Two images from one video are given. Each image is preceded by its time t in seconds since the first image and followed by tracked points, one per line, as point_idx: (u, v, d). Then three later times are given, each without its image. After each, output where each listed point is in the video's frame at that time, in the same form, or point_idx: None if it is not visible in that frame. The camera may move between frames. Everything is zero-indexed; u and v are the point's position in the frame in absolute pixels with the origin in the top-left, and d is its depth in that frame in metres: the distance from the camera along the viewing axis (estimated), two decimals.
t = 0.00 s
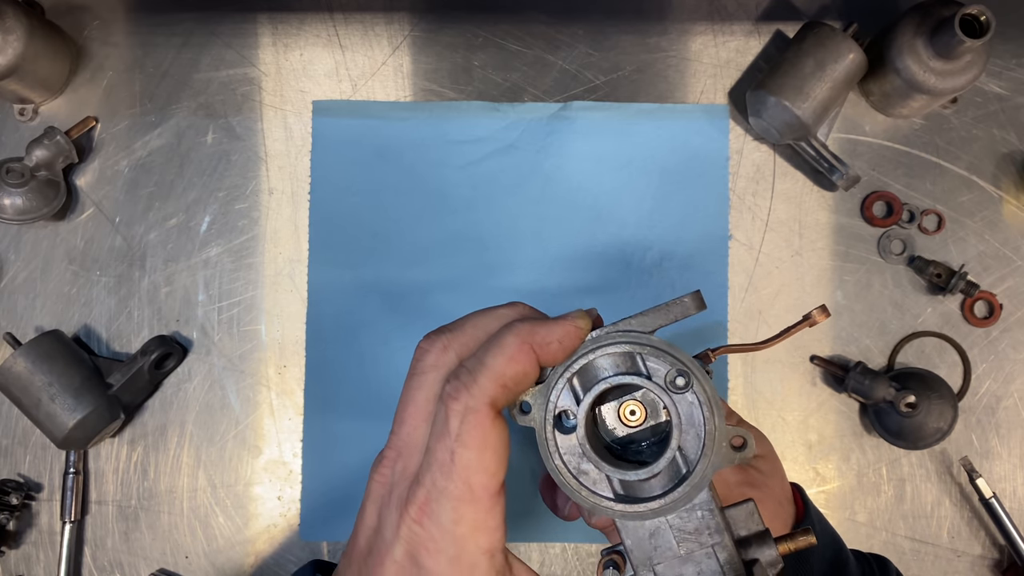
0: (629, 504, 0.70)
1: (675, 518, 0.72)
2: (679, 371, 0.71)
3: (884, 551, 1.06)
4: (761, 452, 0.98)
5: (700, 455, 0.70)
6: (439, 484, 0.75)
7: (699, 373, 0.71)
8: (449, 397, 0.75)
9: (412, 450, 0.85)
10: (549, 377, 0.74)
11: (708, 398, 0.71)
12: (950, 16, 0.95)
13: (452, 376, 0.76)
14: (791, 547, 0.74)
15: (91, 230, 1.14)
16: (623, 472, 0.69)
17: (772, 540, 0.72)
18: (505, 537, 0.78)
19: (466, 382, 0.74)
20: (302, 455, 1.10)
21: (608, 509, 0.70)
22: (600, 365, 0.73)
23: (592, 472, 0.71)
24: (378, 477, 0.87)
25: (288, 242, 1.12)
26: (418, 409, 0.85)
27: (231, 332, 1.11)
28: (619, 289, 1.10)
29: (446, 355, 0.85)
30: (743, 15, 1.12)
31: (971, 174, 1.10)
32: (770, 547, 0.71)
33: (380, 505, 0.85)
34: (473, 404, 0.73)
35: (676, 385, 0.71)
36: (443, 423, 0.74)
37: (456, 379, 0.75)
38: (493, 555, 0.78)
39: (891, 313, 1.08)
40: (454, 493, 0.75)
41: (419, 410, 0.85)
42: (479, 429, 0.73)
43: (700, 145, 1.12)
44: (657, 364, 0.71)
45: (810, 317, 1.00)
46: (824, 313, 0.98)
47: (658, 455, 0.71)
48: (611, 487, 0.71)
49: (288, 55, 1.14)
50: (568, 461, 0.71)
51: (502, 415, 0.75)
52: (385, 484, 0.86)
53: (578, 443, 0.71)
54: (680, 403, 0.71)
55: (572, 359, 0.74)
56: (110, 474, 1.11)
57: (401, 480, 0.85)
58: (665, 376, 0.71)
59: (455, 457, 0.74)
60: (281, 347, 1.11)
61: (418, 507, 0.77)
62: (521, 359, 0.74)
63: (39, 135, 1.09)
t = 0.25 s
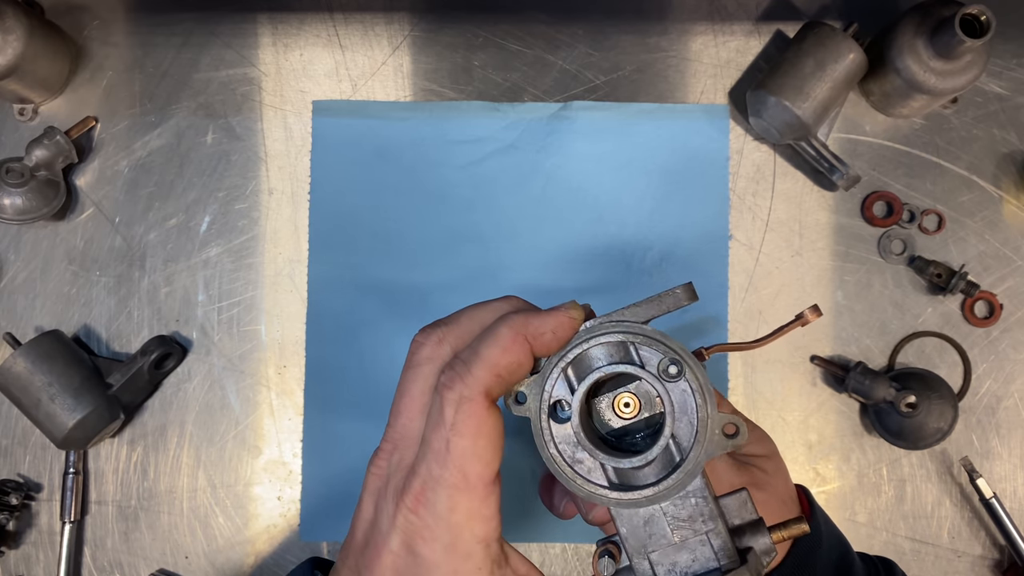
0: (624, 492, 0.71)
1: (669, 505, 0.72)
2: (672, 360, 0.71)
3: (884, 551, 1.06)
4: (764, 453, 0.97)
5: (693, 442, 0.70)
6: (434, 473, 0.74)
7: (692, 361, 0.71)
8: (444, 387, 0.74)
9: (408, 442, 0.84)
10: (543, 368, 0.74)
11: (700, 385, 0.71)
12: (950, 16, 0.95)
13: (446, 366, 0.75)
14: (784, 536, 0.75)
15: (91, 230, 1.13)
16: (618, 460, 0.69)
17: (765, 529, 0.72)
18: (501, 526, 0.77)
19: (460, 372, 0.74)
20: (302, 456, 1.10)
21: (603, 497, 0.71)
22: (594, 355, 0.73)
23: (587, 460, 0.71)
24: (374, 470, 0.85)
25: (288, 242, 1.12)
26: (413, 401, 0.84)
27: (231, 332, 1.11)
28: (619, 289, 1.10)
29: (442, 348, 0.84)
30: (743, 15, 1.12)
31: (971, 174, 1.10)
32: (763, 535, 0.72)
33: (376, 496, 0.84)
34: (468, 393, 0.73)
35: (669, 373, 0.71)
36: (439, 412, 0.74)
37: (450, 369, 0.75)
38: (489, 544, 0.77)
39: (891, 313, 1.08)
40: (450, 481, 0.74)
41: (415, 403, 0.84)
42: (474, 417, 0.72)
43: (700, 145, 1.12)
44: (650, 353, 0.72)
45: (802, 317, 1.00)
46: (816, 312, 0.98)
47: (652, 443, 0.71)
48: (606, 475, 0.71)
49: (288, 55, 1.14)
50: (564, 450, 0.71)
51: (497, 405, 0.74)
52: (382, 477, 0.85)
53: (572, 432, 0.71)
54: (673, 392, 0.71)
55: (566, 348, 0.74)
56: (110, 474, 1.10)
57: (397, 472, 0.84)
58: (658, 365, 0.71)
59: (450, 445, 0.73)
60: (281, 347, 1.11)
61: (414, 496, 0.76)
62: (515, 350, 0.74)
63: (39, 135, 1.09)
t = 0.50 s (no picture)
0: (619, 485, 0.70)
1: (664, 498, 0.71)
2: (666, 353, 0.71)
3: (884, 551, 1.06)
4: (762, 455, 0.97)
5: (688, 434, 0.70)
6: (430, 467, 0.74)
7: (687, 354, 0.71)
8: (439, 382, 0.73)
9: (404, 437, 0.84)
10: (538, 362, 0.74)
11: (695, 378, 0.71)
12: (950, 17, 0.95)
13: (441, 362, 0.75)
14: (778, 527, 0.75)
15: (91, 230, 1.13)
16: (613, 453, 0.69)
17: (761, 521, 0.71)
18: (496, 520, 0.77)
19: (455, 367, 0.73)
20: (302, 456, 1.10)
21: (598, 491, 0.70)
22: (588, 349, 0.73)
23: (582, 454, 0.71)
24: (371, 466, 0.85)
25: (288, 242, 1.12)
26: (409, 397, 0.84)
27: (231, 332, 1.11)
28: (619, 289, 1.10)
29: (437, 344, 0.84)
30: (743, 15, 1.12)
31: (971, 174, 1.10)
32: (758, 528, 0.71)
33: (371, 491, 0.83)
34: (463, 387, 0.73)
35: (663, 366, 0.71)
36: (433, 407, 0.73)
37: (445, 364, 0.74)
38: (484, 538, 0.77)
39: (891, 313, 1.08)
40: (445, 475, 0.73)
41: (410, 398, 0.84)
42: (469, 412, 0.72)
43: (700, 145, 1.12)
44: (644, 347, 0.71)
45: (794, 315, 1.01)
46: (809, 308, 0.99)
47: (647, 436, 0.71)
48: (601, 469, 0.71)
49: (288, 55, 1.14)
50: (559, 444, 0.71)
51: (492, 400, 0.74)
52: (378, 472, 0.84)
53: (568, 426, 0.71)
54: (668, 384, 0.71)
55: (561, 343, 0.74)
56: (110, 474, 1.10)
57: (393, 467, 0.83)
58: (652, 358, 0.71)
59: (445, 440, 0.73)
60: (281, 347, 1.11)
61: (409, 491, 0.75)
62: (510, 345, 0.74)
63: (39, 135, 1.09)
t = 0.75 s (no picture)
0: (617, 480, 0.70)
1: (662, 493, 0.71)
2: (663, 349, 0.71)
3: (884, 551, 1.06)
4: (757, 455, 0.96)
5: (685, 430, 0.70)
6: (428, 463, 0.74)
7: (684, 349, 0.71)
8: (437, 377, 0.74)
9: (403, 434, 0.84)
10: (536, 359, 0.74)
11: (692, 374, 0.71)
12: (950, 17, 0.95)
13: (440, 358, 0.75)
14: (775, 524, 0.73)
15: (91, 230, 1.13)
16: (611, 449, 0.69)
17: (758, 517, 0.71)
18: (494, 516, 0.77)
19: (454, 362, 0.74)
20: (302, 456, 1.10)
21: (596, 487, 0.70)
22: (586, 346, 0.73)
23: (580, 450, 0.71)
24: (369, 463, 0.85)
25: (288, 242, 1.12)
26: (407, 393, 0.84)
27: (231, 332, 1.11)
28: (620, 290, 1.10)
29: (435, 341, 0.85)
30: (744, 15, 1.12)
31: (971, 174, 1.10)
32: (756, 524, 0.70)
33: (369, 487, 0.83)
34: (462, 383, 0.73)
35: (660, 362, 0.71)
36: (431, 403, 0.73)
37: (444, 360, 0.75)
38: (482, 534, 0.77)
39: (891, 313, 1.08)
40: (443, 471, 0.73)
41: (409, 394, 0.85)
42: (467, 407, 0.72)
43: (700, 144, 1.12)
44: (641, 343, 0.71)
45: (788, 317, 0.91)
46: (804, 312, 0.90)
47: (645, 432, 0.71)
48: (599, 465, 0.71)
49: (288, 55, 1.14)
50: (557, 440, 0.71)
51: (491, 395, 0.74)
52: (377, 468, 0.84)
53: (566, 422, 0.71)
54: (665, 380, 0.71)
55: (559, 339, 0.73)
56: (110, 474, 1.10)
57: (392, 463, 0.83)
58: (650, 355, 0.71)
59: (444, 435, 0.73)
60: (281, 347, 1.11)
61: (407, 486, 0.75)
62: (508, 341, 0.74)
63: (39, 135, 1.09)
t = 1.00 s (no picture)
0: (617, 477, 0.70)
1: (662, 490, 0.71)
2: (663, 347, 0.71)
3: (884, 551, 1.06)
4: (756, 454, 0.96)
5: (685, 427, 0.70)
6: (428, 460, 0.74)
7: (684, 346, 0.71)
8: (437, 374, 0.74)
9: (403, 430, 0.84)
10: (537, 356, 0.74)
11: (692, 371, 0.71)
12: (950, 17, 0.95)
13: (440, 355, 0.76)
14: (775, 521, 0.73)
15: (91, 230, 1.13)
16: (611, 446, 0.69)
17: (757, 514, 0.70)
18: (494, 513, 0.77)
19: (454, 359, 0.74)
20: (302, 456, 1.10)
21: (596, 484, 0.70)
22: (585, 343, 0.73)
23: (580, 447, 0.71)
24: (370, 461, 0.85)
25: (289, 243, 1.12)
26: (408, 390, 0.85)
27: (231, 332, 1.11)
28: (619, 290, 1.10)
29: (435, 337, 0.85)
30: (744, 15, 1.12)
31: (971, 174, 1.10)
32: (755, 521, 0.70)
33: (371, 484, 0.83)
34: (462, 380, 0.73)
35: (660, 359, 0.71)
36: (432, 400, 0.73)
37: (444, 357, 0.75)
38: (482, 531, 0.76)
39: (891, 313, 1.08)
40: (444, 467, 0.73)
41: (410, 391, 0.85)
42: (467, 404, 0.72)
43: (700, 145, 1.12)
44: (642, 340, 0.71)
45: (786, 315, 0.94)
46: (802, 310, 0.92)
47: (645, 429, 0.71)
48: (599, 462, 0.71)
49: (288, 55, 1.14)
50: (557, 437, 0.71)
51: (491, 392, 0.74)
52: (377, 466, 0.84)
53: (566, 419, 0.71)
54: (665, 378, 0.71)
55: (559, 337, 0.74)
56: (110, 474, 1.11)
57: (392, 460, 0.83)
58: (650, 352, 0.71)
59: (444, 432, 0.73)
60: (281, 347, 1.11)
61: (408, 483, 0.75)
62: (508, 338, 0.74)
63: (39, 135, 1.09)
